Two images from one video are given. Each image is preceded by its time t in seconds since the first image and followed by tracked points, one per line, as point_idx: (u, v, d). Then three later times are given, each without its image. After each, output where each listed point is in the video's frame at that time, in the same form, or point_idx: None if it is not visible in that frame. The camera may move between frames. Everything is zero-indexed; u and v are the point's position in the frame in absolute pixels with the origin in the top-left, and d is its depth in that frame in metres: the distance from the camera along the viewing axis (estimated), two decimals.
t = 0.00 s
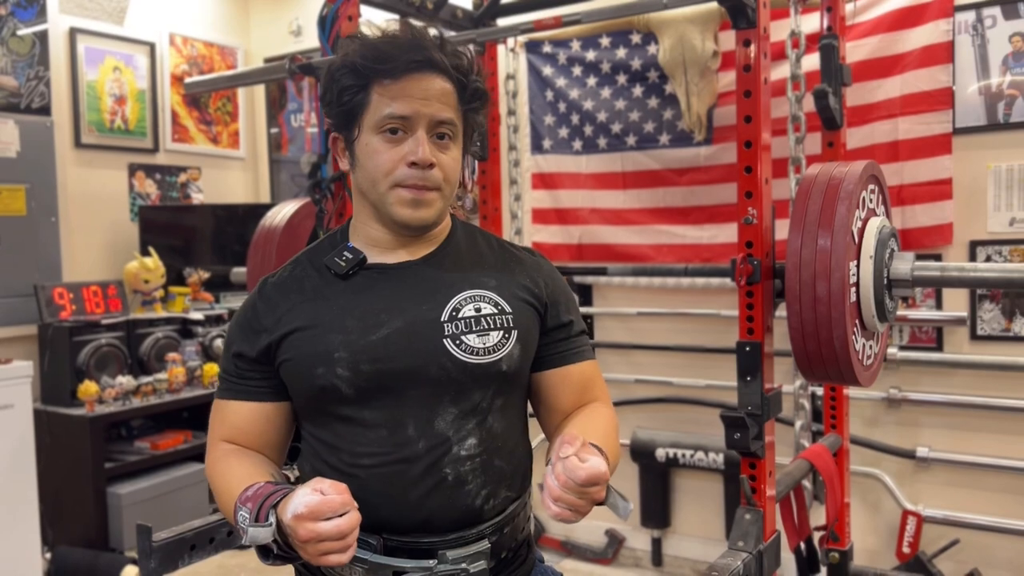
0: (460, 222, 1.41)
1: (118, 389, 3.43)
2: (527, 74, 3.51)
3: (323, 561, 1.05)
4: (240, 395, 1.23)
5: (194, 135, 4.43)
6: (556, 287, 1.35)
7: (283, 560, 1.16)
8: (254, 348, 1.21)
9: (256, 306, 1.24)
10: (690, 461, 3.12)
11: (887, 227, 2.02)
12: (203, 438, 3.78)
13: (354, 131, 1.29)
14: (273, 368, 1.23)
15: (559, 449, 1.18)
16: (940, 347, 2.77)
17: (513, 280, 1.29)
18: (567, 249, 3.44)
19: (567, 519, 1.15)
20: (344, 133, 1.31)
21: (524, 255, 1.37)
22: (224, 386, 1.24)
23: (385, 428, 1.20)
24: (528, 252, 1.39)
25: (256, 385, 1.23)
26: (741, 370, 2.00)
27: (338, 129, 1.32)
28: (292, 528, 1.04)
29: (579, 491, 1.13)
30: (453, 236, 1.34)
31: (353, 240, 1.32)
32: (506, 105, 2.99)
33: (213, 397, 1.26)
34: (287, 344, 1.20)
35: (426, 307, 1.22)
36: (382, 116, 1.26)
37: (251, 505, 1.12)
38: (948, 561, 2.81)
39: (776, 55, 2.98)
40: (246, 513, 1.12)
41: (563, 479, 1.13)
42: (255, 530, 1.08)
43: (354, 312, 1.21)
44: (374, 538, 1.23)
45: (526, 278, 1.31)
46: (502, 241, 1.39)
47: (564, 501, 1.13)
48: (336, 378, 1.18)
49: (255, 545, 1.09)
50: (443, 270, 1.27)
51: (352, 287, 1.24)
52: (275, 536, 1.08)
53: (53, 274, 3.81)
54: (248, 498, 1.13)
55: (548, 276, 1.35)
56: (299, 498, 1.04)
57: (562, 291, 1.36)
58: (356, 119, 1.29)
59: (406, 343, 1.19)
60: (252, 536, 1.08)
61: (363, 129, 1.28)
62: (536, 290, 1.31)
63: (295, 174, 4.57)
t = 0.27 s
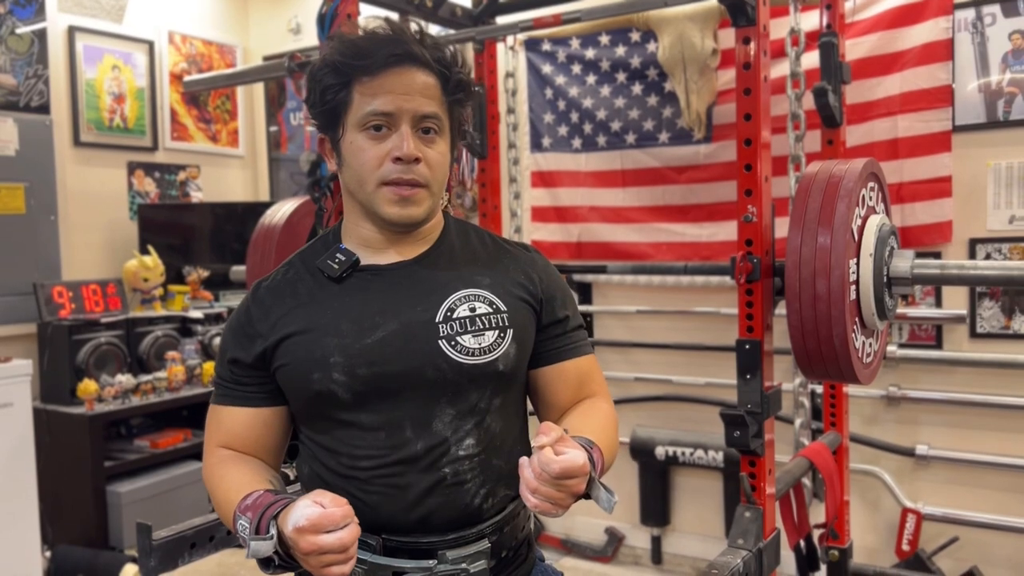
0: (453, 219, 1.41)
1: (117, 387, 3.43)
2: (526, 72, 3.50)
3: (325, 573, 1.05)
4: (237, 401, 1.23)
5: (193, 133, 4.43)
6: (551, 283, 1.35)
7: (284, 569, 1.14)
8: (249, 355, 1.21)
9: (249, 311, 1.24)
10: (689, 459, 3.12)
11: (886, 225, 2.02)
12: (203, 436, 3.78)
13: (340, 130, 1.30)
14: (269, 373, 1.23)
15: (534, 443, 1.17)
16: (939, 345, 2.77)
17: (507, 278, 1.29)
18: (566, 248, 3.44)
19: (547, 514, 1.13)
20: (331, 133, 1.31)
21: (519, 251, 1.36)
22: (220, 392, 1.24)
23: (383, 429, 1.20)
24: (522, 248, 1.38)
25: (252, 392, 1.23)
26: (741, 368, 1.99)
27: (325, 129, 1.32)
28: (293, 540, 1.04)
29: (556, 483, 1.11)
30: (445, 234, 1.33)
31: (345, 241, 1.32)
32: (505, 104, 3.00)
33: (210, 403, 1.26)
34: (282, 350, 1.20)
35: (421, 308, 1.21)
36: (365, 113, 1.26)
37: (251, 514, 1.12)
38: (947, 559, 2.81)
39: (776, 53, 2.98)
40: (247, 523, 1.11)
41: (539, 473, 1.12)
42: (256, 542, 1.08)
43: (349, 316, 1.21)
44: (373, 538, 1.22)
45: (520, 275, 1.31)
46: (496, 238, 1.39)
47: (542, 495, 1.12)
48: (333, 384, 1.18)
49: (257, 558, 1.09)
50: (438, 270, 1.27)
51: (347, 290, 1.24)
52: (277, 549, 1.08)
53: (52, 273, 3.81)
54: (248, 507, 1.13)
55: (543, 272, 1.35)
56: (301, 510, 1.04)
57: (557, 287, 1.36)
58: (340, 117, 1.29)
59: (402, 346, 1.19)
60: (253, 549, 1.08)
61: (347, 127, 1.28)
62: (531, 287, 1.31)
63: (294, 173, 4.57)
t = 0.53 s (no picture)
0: (451, 214, 1.41)
1: (117, 385, 3.43)
2: (526, 69, 3.50)
3: (321, 569, 1.05)
4: (233, 396, 1.23)
5: (193, 131, 4.43)
6: (551, 278, 1.35)
7: (279, 566, 1.14)
8: (246, 351, 1.21)
9: (245, 306, 1.23)
10: (689, 456, 3.12)
11: (886, 222, 2.01)
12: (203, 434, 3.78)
13: (335, 126, 1.30)
14: (266, 369, 1.22)
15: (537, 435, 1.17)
16: (939, 342, 2.77)
17: (508, 273, 1.29)
18: (566, 245, 3.44)
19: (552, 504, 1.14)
20: (327, 130, 1.31)
21: (518, 246, 1.36)
22: (216, 388, 1.24)
23: (382, 427, 1.19)
24: (521, 243, 1.38)
25: (248, 388, 1.22)
26: (741, 364, 1.99)
27: (321, 126, 1.32)
28: (288, 537, 1.04)
29: (558, 473, 1.11)
30: (444, 229, 1.33)
31: (343, 237, 1.32)
32: (504, 101, 3.00)
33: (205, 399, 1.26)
34: (279, 345, 1.20)
35: (420, 304, 1.22)
36: (360, 109, 1.26)
37: (245, 511, 1.12)
38: (948, 556, 2.81)
39: (776, 49, 2.97)
40: (241, 520, 1.11)
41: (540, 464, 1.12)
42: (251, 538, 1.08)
43: (347, 311, 1.20)
44: (374, 537, 1.23)
45: (520, 270, 1.31)
46: (495, 233, 1.39)
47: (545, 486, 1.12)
48: (331, 379, 1.18)
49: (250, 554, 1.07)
50: (437, 265, 1.26)
51: (345, 284, 1.23)
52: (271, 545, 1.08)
53: (52, 270, 3.81)
54: (242, 504, 1.13)
55: (542, 266, 1.35)
56: (298, 506, 1.04)
57: (557, 282, 1.36)
58: (335, 113, 1.29)
59: (400, 342, 1.19)
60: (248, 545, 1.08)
61: (343, 123, 1.28)
62: (531, 282, 1.31)
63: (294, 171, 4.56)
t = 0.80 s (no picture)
0: (450, 208, 1.41)
1: (118, 383, 3.43)
2: (526, 66, 3.50)
3: (321, 558, 1.04)
4: (226, 386, 1.22)
5: (192, 129, 4.43)
6: (551, 275, 1.35)
7: (274, 557, 1.12)
8: (241, 340, 1.20)
9: (242, 295, 1.23)
10: (689, 453, 3.12)
11: (886, 218, 2.01)
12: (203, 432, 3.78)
13: (337, 117, 1.29)
14: (262, 359, 1.22)
15: (526, 387, 1.16)
16: (939, 338, 2.78)
17: (509, 270, 1.29)
18: (565, 242, 3.44)
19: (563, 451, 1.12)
20: (328, 121, 1.31)
21: (519, 242, 1.36)
22: (209, 376, 1.22)
23: (381, 425, 1.19)
24: (520, 239, 1.38)
25: (242, 376, 1.22)
26: (741, 361, 1.99)
27: (322, 117, 1.32)
28: (289, 524, 1.04)
29: (558, 412, 1.10)
30: (444, 222, 1.33)
31: (343, 229, 1.31)
32: (505, 99, 3.00)
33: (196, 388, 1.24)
34: (276, 335, 1.19)
35: (420, 299, 1.21)
36: (362, 99, 1.25)
37: (241, 499, 1.11)
38: (947, 552, 2.82)
39: (775, 46, 2.97)
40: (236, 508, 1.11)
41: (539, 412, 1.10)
42: (249, 526, 1.08)
43: (346, 305, 1.20)
44: (373, 536, 1.24)
45: (522, 266, 1.31)
46: (495, 229, 1.39)
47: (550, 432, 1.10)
48: (329, 372, 1.18)
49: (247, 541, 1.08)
50: (436, 260, 1.26)
51: (343, 276, 1.23)
52: (270, 533, 1.08)
53: (51, 268, 3.81)
54: (237, 492, 1.13)
55: (544, 263, 1.35)
56: (299, 492, 1.04)
57: (558, 279, 1.36)
58: (337, 104, 1.29)
59: (399, 337, 1.19)
60: (247, 532, 1.07)
61: (344, 114, 1.28)
62: (532, 279, 1.31)
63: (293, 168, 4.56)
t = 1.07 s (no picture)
0: (445, 207, 1.41)
1: (118, 381, 3.44)
2: (526, 64, 3.50)
3: (324, 558, 1.04)
4: (219, 382, 1.21)
5: (192, 127, 4.43)
6: (546, 274, 1.36)
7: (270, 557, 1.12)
8: (236, 336, 1.20)
9: (237, 291, 1.23)
10: (690, 450, 3.12)
11: (886, 215, 2.01)
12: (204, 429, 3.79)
13: (340, 113, 1.29)
14: (257, 355, 1.22)
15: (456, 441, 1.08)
16: (939, 335, 2.78)
17: (505, 269, 1.30)
18: (565, 239, 3.45)
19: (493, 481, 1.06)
20: (330, 116, 1.30)
21: (512, 242, 1.37)
22: (201, 373, 1.22)
23: (377, 423, 1.19)
24: (512, 239, 1.39)
25: (236, 372, 1.22)
26: (741, 358, 1.99)
27: (325, 111, 1.31)
28: (293, 524, 1.04)
29: (468, 451, 1.03)
30: (439, 222, 1.34)
31: (340, 226, 1.31)
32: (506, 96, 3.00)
33: (185, 385, 1.23)
34: (272, 331, 1.19)
35: (417, 296, 1.22)
36: (370, 99, 1.25)
37: (239, 497, 1.11)
38: (947, 548, 2.82)
39: (775, 43, 2.97)
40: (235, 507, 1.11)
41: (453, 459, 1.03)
42: (251, 525, 1.08)
43: (343, 301, 1.20)
44: (368, 534, 1.24)
45: (516, 265, 1.32)
46: (487, 228, 1.40)
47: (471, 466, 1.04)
48: (326, 368, 1.18)
49: (252, 539, 1.08)
50: (432, 258, 1.27)
51: (339, 273, 1.23)
52: (272, 532, 1.08)
53: (51, 266, 3.81)
54: (234, 490, 1.13)
55: (536, 262, 1.36)
56: (303, 492, 1.04)
57: (551, 278, 1.37)
58: (342, 101, 1.28)
59: (396, 333, 1.19)
60: (250, 531, 1.08)
61: (350, 112, 1.27)
62: (527, 277, 1.32)
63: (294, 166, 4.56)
